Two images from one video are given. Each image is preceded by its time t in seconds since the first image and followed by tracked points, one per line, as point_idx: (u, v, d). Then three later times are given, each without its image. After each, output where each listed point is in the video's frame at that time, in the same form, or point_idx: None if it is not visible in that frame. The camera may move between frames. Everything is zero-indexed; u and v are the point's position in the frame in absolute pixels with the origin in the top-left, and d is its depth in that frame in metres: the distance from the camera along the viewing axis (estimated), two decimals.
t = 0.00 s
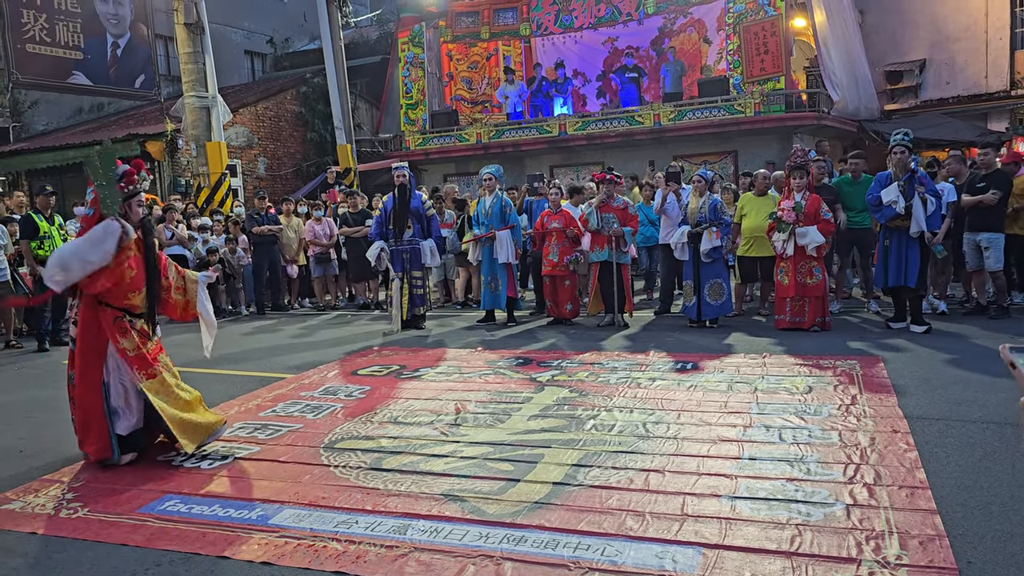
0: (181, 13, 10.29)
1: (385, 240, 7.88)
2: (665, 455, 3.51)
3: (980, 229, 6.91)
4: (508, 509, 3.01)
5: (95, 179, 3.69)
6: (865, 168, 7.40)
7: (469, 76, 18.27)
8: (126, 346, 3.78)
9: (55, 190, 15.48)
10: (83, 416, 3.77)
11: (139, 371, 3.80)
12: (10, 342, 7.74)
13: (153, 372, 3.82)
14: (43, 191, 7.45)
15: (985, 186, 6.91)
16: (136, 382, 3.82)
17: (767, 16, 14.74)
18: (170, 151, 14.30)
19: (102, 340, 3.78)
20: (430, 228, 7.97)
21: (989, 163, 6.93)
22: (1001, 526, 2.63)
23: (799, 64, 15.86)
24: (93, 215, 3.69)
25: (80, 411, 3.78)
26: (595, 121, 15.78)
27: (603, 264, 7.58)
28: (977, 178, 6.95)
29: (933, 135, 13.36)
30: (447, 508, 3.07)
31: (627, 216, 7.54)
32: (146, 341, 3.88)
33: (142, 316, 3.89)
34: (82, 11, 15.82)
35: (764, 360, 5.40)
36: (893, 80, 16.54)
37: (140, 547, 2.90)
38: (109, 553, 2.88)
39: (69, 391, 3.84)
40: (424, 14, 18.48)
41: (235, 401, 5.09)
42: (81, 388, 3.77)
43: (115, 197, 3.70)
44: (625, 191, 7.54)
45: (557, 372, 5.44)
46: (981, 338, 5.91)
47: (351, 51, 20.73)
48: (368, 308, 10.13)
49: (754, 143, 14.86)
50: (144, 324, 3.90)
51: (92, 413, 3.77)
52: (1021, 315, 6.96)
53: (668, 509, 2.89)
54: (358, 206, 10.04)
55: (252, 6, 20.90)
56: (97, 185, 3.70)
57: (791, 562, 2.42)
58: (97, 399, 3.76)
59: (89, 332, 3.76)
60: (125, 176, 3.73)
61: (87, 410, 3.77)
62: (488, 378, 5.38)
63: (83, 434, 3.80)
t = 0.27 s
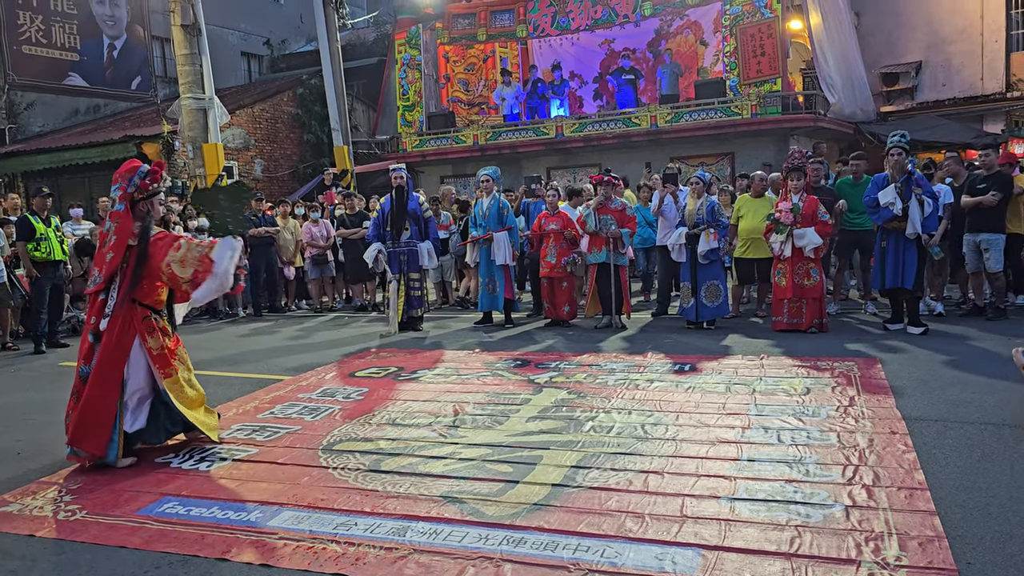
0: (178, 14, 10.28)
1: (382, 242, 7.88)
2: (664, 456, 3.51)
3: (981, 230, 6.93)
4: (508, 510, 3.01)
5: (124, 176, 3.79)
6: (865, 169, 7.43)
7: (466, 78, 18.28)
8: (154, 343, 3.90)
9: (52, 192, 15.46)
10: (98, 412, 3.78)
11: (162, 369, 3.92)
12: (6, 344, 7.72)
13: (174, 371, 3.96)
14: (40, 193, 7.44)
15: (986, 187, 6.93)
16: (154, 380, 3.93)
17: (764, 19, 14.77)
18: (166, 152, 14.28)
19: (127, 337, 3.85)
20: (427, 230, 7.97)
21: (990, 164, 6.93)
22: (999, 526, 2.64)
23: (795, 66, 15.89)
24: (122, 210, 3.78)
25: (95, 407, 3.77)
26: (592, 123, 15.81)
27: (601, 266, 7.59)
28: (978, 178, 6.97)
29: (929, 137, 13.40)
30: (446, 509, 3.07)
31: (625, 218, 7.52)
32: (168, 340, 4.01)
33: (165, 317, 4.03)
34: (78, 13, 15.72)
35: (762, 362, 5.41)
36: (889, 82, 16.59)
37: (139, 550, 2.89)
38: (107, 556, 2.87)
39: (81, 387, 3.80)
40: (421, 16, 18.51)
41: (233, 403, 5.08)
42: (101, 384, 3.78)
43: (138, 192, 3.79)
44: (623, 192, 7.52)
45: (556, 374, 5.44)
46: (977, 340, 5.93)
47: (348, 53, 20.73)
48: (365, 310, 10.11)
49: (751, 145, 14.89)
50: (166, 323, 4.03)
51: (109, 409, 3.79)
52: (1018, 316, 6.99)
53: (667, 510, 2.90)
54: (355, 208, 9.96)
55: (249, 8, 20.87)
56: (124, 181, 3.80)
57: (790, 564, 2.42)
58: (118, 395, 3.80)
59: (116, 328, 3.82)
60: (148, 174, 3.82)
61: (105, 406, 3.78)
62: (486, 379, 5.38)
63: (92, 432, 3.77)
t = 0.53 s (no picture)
0: (171, 15, 10.26)
1: (377, 243, 7.91)
2: (660, 458, 3.52)
3: (976, 232, 6.97)
4: (505, 513, 3.01)
5: (162, 172, 4.04)
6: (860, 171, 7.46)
7: (460, 80, 18.28)
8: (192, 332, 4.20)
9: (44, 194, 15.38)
10: (140, 396, 3.93)
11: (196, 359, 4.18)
12: None
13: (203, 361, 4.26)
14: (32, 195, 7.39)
15: (983, 189, 6.96)
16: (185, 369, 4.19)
17: (757, 21, 14.82)
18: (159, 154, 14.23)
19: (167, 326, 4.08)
20: (422, 232, 7.94)
21: (987, 166, 6.96)
22: (995, 528, 2.65)
23: (788, 69, 15.93)
24: (166, 206, 4.06)
25: (137, 391, 3.93)
26: (585, 125, 15.84)
27: (596, 268, 7.60)
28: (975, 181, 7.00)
29: (921, 140, 13.47)
30: (443, 512, 3.07)
31: (620, 220, 7.53)
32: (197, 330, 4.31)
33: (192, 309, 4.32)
34: (70, 13, 15.80)
35: (756, 364, 5.43)
36: (881, 84, 16.69)
37: (135, 554, 2.88)
38: (103, 560, 2.86)
39: (122, 373, 3.94)
40: (415, 18, 18.51)
41: (227, 406, 5.06)
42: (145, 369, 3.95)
43: (177, 189, 4.06)
44: (618, 195, 7.54)
45: (551, 376, 5.44)
46: (970, 341, 5.97)
47: (341, 55, 20.72)
48: (359, 312, 10.08)
49: (744, 147, 14.93)
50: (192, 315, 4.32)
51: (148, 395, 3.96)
52: (1011, 318, 7.03)
53: (664, 513, 2.90)
54: (350, 210, 9.95)
55: (242, 9, 20.82)
56: (163, 177, 4.05)
57: (788, 566, 2.43)
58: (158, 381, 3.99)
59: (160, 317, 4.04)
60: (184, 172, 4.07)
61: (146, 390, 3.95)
62: (482, 382, 5.38)
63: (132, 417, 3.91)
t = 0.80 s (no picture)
0: (158, 13, 10.23)
1: (366, 242, 7.88)
2: (651, 457, 3.53)
3: (966, 232, 7.03)
4: (497, 512, 3.01)
5: (192, 172, 4.25)
6: (850, 171, 7.44)
7: (449, 79, 18.26)
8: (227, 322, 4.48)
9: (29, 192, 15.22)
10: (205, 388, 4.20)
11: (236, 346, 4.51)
12: None
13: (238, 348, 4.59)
14: (17, 193, 7.34)
15: (973, 189, 7.03)
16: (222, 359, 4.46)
17: (745, 21, 14.87)
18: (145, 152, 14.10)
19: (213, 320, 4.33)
20: (411, 231, 7.92)
21: (977, 166, 7.03)
22: (984, 525, 2.68)
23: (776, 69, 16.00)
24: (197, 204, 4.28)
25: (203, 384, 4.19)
26: (574, 124, 15.85)
27: (585, 267, 7.61)
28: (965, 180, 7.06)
29: (908, 140, 13.57)
30: (435, 512, 3.07)
31: (610, 219, 7.53)
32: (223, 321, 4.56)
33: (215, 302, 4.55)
34: (55, 11, 15.43)
35: (746, 363, 5.46)
36: (868, 85, 16.82)
37: (124, 554, 2.86)
38: (92, 561, 2.84)
39: (185, 370, 4.14)
40: (404, 17, 18.47)
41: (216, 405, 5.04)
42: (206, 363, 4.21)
43: (206, 188, 4.29)
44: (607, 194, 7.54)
45: (541, 375, 5.45)
46: (957, 340, 6.02)
47: (330, 54, 20.64)
48: (348, 311, 10.04)
49: (732, 147, 14.99)
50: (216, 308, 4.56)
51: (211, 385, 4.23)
52: (996, 317, 7.11)
53: (656, 511, 2.91)
54: (338, 210, 10.04)
55: (230, 7, 20.70)
56: (191, 177, 4.25)
57: (779, 564, 2.45)
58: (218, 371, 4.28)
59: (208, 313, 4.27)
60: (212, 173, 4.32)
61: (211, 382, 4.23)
62: (472, 381, 5.37)
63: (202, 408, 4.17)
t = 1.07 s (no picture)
0: (142, 7, 10.11)
1: (351, 239, 7.82)
2: (637, 454, 3.54)
3: (950, 231, 7.10)
4: (483, 509, 3.00)
5: (217, 167, 4.33)
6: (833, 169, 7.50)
7: (435, 76, 18.21)
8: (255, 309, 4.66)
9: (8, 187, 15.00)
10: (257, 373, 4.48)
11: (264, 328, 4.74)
12: None
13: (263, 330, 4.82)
14: None
15: (957, 188, 7.10)
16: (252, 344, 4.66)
17: (731, 20, 14.95)
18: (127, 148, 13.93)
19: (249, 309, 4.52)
20: (398, 228, 7.89)
21: (961, 165, 7.10)
22: (966, 521, 2.70)
23: (761, 68, 16.09)
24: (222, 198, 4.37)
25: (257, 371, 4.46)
26: (560, 122, 15.85)
27: (571, 264, 7.63)
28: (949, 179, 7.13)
29: (891, 140, 13.69)
30: (420, 509, 3.05)
31: (596, 217, 7.55)
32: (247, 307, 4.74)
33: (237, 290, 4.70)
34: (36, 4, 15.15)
35: (731, 360, 5.48)
36: (851, 85, 16.96)
37: (106, 553, 2.82)
38: (73, 560, 2.80)
39: (240, 361, 4.34)
40: (390, 13, 18.36)
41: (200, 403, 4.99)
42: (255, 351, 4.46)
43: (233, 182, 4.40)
44: (593, 192, 7.56)
45: (527, 372, 5.44)
46: (939, 338, 6.08)
47: (315, 50, 20.50)
48: (333, 309, 9.98)
49: (717, 145, 15.05)
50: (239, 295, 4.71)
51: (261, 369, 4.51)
52: (978, 315, 7.18)
53: (642, 508, 2.91)
54: (323, 206, 9.93)
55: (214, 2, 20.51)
56: (217, 171, 4.35)
57: (765, 560, 2.45)
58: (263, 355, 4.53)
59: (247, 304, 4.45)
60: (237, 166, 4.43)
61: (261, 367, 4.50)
62: (458, 378, 5.36)
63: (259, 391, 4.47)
